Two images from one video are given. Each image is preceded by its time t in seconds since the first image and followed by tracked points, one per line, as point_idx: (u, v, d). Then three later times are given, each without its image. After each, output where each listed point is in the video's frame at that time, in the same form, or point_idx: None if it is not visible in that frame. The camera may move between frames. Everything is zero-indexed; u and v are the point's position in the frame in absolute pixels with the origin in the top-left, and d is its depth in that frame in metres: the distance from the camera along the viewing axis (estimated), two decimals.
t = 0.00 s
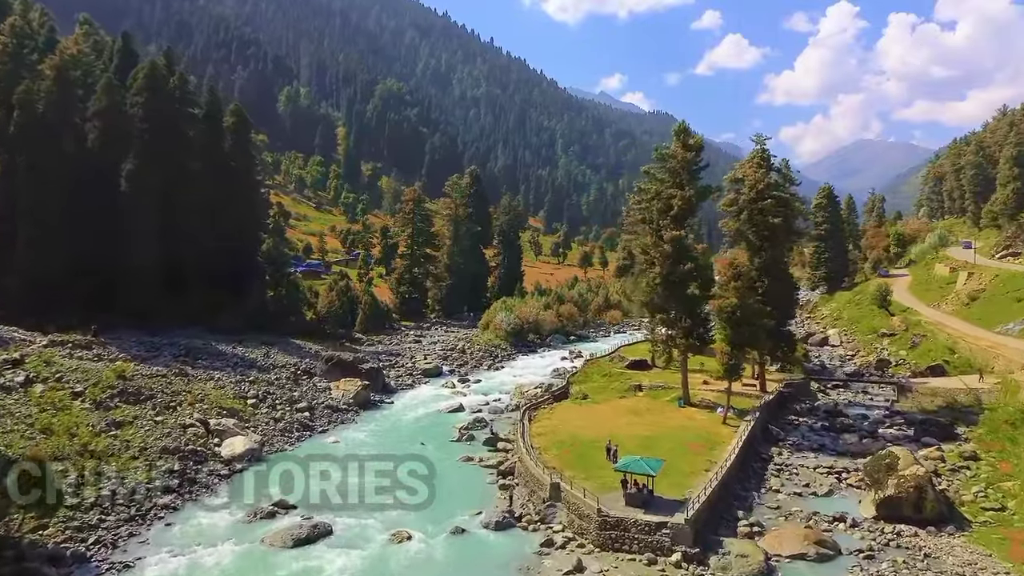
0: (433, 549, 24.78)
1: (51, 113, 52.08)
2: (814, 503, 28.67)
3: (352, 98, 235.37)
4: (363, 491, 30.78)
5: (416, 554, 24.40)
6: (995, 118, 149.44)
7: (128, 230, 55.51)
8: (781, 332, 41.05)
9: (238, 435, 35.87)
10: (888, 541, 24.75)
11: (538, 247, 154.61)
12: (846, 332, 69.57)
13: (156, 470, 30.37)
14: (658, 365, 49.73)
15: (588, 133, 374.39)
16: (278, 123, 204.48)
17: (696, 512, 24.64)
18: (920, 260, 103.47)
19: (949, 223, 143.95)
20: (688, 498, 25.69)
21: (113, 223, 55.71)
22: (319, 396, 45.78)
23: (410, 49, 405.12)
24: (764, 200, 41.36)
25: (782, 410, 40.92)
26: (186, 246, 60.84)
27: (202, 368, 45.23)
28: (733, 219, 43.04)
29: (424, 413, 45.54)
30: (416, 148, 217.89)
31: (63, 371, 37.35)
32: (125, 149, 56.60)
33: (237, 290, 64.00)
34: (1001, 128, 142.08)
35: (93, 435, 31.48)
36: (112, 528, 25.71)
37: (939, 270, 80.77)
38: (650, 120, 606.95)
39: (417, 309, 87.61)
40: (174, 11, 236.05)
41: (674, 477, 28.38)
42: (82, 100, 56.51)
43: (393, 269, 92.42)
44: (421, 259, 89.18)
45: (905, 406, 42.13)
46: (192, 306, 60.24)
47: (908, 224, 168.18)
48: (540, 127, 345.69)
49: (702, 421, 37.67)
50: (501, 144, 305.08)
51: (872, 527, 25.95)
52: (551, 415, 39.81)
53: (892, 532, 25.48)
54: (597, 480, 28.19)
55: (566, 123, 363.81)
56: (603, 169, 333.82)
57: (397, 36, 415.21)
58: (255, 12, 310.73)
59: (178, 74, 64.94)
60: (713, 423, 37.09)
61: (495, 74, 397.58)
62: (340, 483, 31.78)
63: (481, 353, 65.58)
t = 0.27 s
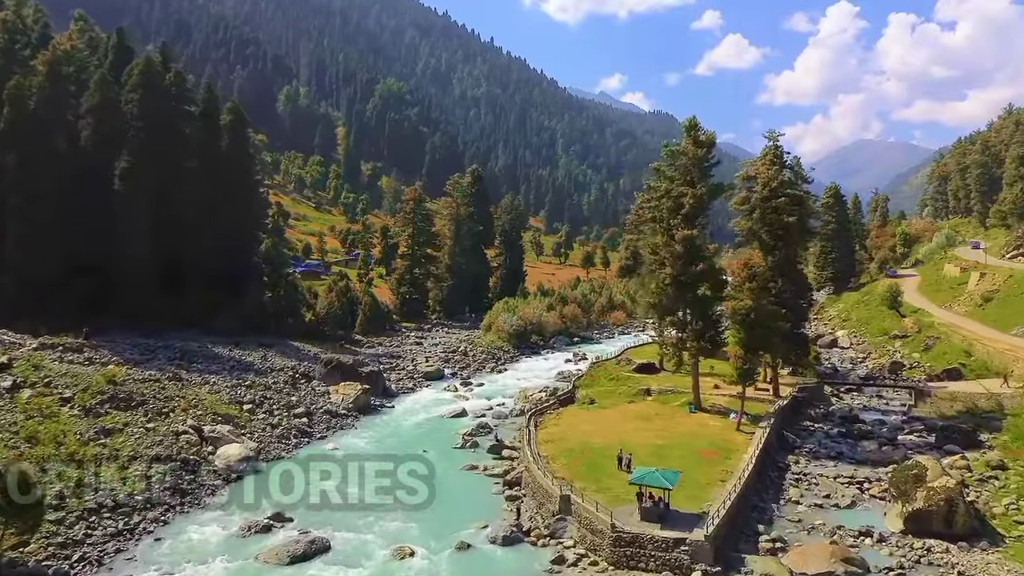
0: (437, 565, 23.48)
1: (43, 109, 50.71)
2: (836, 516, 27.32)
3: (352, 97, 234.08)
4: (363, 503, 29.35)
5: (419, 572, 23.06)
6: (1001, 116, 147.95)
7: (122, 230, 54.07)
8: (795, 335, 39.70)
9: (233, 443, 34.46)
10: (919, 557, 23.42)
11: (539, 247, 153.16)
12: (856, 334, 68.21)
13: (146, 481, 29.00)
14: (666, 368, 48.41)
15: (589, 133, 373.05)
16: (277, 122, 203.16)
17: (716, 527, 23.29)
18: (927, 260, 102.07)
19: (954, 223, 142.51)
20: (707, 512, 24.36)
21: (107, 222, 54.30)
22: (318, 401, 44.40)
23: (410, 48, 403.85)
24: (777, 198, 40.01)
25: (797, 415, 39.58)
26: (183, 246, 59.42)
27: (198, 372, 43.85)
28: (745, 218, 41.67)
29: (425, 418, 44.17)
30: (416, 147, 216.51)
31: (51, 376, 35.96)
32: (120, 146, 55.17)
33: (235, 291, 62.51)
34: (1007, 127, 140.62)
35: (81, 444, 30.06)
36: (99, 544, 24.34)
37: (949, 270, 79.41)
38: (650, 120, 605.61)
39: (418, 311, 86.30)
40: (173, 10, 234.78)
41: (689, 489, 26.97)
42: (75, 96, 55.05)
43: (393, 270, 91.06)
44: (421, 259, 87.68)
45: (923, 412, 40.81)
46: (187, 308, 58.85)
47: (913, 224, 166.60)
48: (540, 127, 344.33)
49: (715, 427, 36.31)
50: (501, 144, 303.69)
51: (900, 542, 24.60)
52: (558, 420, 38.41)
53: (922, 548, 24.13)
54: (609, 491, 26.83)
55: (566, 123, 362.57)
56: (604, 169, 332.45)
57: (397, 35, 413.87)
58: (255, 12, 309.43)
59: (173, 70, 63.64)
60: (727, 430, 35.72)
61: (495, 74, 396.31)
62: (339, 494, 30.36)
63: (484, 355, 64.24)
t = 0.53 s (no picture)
0: None
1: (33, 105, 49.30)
2: (861, 530, 25.96)
3: (352, 97, 232.79)
4: (363, 516, 27.91)
5: None
6: (1007, 115, 146.58)
7: (116, 229, 52.68)
8: (812, 338, 38.33)
9: (228, 451, 33.07)
10: None
11: (541, 247, 151.76)
12: (866, 335, 66.91)
13: (135, 493, 27.62)
14: (675, 371, 47.05)
15: (590, 133, 371.71)
16: (277, 121, 201.83)
17: (738, 545, 21.93)
18: (935, 260, 100.79)
19: (960, 222, 141.11)
20: (728, 528, 22.99)
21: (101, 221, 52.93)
22: (316, 406, 43.04)
23: (410, 48, 402.57)
24: (793, 196, 38.62)
25: (813, 421, 38.19)
26: (179, 246, 58.01)
27: (192, 376, 42.48)
28: (759, 216, 40.31)
29: (427, 423, 42.79)
30: (416, 147, 215.14)
31: (40, 381, 34.59)
32: (113, 143, 53.74)
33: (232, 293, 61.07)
34: (1013, 125, 139.20)
35: (68, 453, 28.65)
36: (83, 563, 22.90)
37: (959, 270, 78.05)
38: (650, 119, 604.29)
39: (419, 312, 85.00)
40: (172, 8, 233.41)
41: (707, 502, 25.57)
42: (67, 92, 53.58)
43: (394, 270, 89.71)
44: (422, 259, 86.04)
45: (942, 417, 39.52)
46: (183, 310, 57.56)
47: (918, 224, 165.28)
48: (541, 127, 342.97)
49: (729, 435, 34.93)
50: (502, 144, 302.32)
51: (932, 559, 23.25)
52: (566, 427, 37.07)
53: (956, 566, 22.76)
54: (623, 504, 25.49)
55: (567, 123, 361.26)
56: (604, 168, 331.08)
57: (397, 35, 412.59)
58: (254, 11, 308.10)
59: (169, 67, 62.28)
60: (742, 437, 34.33)
61: (495, 73, 394.77)
62: (339, 506, 28.99)
63: (487, 357, 62.88)
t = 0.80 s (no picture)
0: None
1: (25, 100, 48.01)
2: (889, 545, 24.60)
3: (352, 96, 231.52)
4: (363, 531, 26.44)
5: None
6: (1012, 114, 145.28)
7: (109, 228, 51.27)
8: (829, 341, 36.93)
9: (223, 459, 31.67)
10: None
11: (542, 247, 150.47)
12: (876, 337, 65.62)
13: (123, 506, 26.24)
14: (685, 375, 45.69)
15: (590, 132, 370.47)
16: (276, 121, 200.54)
17: (764, 565, 20.50)
18: (942, 260, 99.51)
19: (966, 222, 139.82)
20: (752, 545, 21.61)
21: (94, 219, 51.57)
22: (315, 411, 41.64)
23: (410, 47, 401.27)
24: (808, 194, 37.26)
25: (830, 428, 36.81)
26: (175, 247, 56.70)
27: (186, 380, 41.05)
28: (773, 215, 38.97)
29: (429, 429, 41.41)
30: (417, 146, 213.66)
31: (25, 386, 33.21)
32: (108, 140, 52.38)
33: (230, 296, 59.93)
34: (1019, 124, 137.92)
35: (52, 463, 27.25)
36: None
37: (969, 270, 76.77)
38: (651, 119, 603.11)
39: (420, 312, 83.69)
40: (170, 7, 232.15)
41: (726, 516, 24.18)
42: (59, 88, 52.14)
43: (394, 270, 88.38)
44: (422, 259, 84.33)
45: (963, 423, 38.24)
46: (178, 312, 56.09)
47: (922, 223, 163.94)
48: (541, 126, 341.69)
49: (744, 442, 33.59)
50: (502, 143, 301.01)
51: None
52: (573, 433, 35.73)
53: None
54: (638, 518, 24.17)
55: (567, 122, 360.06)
56: (605, 168, 329.71)
57: (397, 34, 411.03)
58: (254, 9, 306.63)
59: (165, 62, 60.88)
60: (758, 445, 32.95)
61: (495, 72, 393.36)
62: (338, 518, 27.63)
63: (489, 359, 61.56)
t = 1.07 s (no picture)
0: None
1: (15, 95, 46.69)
2: (920, 561, 23.28)
3: (352, 95, 230.23)
4: (363, 546, 25.12)
5: None
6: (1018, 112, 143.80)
7: (101, 227, 49.92)
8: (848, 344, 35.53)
9: (217, 468, 30.34)
10: None
11: (544, 247, 149.09)
12: (887, 339, 64.18)
13: (110, 521, 24.83)
14: (695, 379, 44.31)
15: (591, 132, 369.10)
16: (275, 120, 199.39)
17: None
18: (950, 260, 98.09)
19: (972, 221, 138.24)
20: (778, 564, 20.28)
21: (85, 218, 50.22)
22: (313, 416, 40.21)
23: (410, 46, 399.98)
24: (825, 191, 35.87)
25: (848, 434, 35.42)
26: (169, 247, 55.33)
27: (180, 385, 39.69)
28: (788, 213, 37.59)
29: (431, 435, 40.01)
30: (417, 145, 212.30)
31: (12, 391, 31.91)
32: (100, 136, 51.06)
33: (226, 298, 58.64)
34: None
35: (37, 474, 25.94)
36: None
37: (981, 270, 75.33)
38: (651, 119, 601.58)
39: (420, 314, 82.33)
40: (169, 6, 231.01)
41: (748, 532, 22.83)
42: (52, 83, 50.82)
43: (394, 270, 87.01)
44: (423, 259, 82.95)
45: (985, 430, 36.89)
46: (172, 313, 54.61)
47: (926, 224, 162.35)
48: (542, 126, 340.31)
49: (761, 449, 32.19)
50: (502, 143, 299.77)
51: None
52: (582, 440, 34.34)
53: None
54: (654, 534, 22.85)
55: (568, 122, 358.71)
56: (606, 168, 328.19)
57: (397, 34, 409.35)
58: (253, 8, 305.45)
59: (159, 58, 59.46)
60: (776, 453, 31.56)
61: (496, 72, 392.02)
62: (337, 532, 26.30)
63: (492, 361, 60.18)
